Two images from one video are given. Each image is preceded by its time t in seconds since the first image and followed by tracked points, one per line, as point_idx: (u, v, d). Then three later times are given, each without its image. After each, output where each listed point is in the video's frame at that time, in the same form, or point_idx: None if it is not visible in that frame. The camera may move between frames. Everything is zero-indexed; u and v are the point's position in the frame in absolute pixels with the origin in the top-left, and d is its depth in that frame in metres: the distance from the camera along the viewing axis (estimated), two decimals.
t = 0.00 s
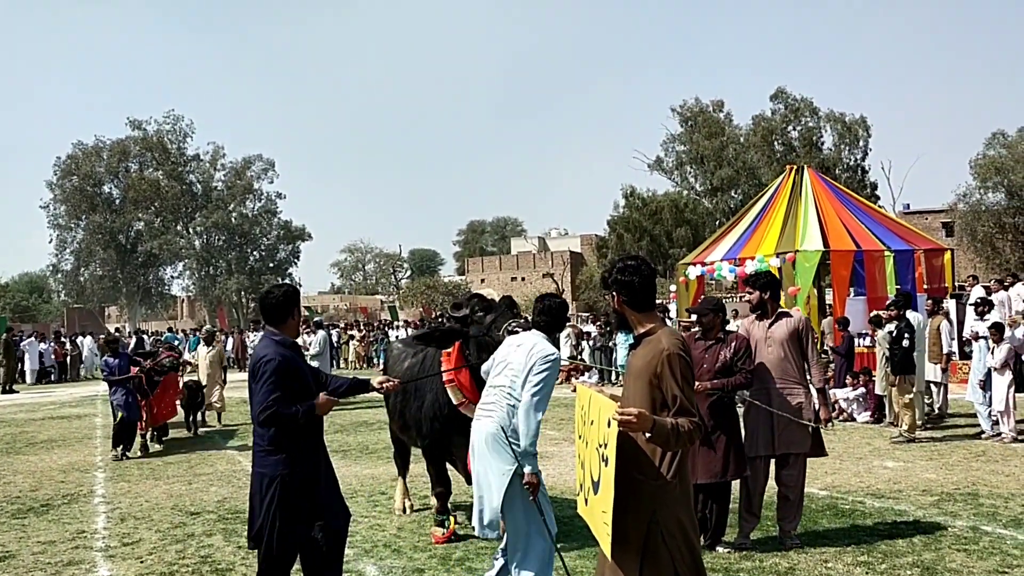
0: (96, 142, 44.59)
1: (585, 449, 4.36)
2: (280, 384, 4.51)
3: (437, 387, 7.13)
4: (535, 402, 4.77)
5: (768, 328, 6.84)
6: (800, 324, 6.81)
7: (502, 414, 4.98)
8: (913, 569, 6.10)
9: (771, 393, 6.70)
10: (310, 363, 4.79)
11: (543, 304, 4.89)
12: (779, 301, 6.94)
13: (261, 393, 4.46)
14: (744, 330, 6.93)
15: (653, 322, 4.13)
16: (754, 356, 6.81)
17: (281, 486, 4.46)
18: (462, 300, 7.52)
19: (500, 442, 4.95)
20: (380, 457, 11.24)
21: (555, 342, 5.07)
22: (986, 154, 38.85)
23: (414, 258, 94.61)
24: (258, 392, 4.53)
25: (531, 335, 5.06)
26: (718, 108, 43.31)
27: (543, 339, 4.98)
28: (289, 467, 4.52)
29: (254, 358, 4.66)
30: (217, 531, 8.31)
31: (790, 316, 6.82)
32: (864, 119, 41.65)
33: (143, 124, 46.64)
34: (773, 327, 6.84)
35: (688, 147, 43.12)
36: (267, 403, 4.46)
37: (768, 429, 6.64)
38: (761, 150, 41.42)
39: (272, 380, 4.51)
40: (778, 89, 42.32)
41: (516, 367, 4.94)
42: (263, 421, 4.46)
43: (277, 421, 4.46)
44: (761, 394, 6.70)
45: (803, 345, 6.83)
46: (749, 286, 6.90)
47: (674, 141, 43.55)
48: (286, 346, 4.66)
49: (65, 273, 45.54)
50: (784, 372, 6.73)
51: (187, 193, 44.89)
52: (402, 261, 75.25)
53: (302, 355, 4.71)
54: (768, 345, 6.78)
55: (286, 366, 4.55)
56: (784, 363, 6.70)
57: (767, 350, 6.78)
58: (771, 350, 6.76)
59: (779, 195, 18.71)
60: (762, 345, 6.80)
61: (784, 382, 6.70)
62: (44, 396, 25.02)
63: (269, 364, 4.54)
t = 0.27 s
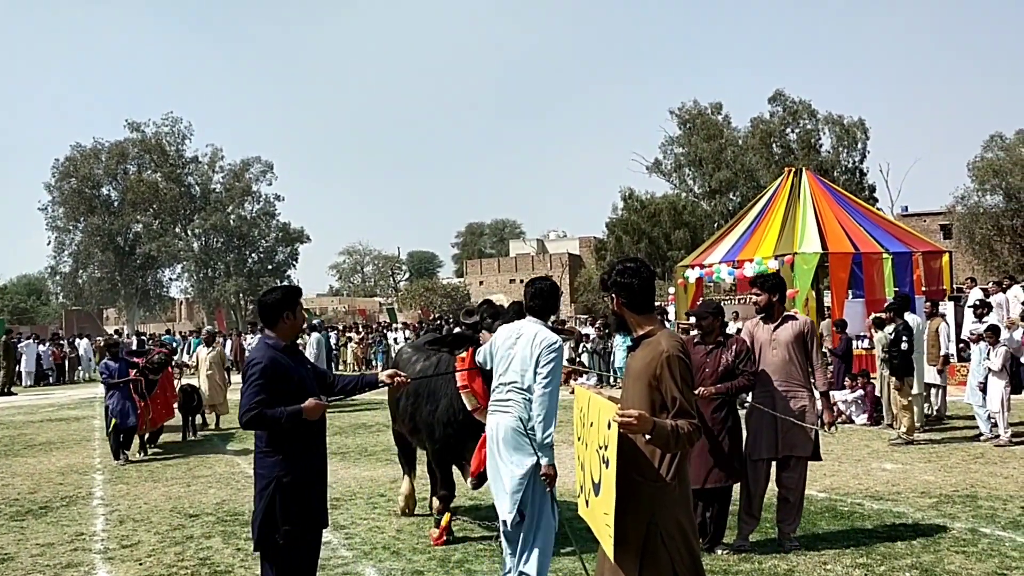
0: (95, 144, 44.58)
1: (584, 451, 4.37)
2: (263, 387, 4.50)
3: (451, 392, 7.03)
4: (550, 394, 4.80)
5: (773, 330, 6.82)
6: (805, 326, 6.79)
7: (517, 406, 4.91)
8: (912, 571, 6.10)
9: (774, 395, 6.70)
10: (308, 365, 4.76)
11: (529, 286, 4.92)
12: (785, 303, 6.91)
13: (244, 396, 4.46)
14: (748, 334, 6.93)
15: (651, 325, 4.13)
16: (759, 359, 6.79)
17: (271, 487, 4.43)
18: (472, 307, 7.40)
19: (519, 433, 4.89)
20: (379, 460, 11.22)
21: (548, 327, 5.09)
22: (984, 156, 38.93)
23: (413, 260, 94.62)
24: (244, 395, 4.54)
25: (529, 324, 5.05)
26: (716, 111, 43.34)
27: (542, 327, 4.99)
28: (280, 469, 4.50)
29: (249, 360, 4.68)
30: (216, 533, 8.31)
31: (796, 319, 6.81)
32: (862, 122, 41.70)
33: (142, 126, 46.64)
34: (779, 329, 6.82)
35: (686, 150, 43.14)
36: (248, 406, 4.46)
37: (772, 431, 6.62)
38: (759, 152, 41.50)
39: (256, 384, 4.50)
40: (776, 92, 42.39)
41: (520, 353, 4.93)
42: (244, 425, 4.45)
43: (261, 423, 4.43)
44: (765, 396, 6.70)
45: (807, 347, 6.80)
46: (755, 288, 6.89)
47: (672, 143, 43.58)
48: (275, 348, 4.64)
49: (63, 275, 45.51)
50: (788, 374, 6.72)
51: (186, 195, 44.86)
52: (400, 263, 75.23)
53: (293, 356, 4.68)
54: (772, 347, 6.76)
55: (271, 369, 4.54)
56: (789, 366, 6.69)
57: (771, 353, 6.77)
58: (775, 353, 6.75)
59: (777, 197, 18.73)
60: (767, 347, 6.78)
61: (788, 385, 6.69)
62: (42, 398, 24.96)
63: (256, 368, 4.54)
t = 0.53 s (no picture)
0: (95, 145, 44.56)
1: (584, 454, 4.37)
2: (263, 393, 4.48)
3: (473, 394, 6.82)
4: (552, 389, 4.77)
5: (782, 332, 6.84)
6: (814, 329, 6.80)
7: (526, 404, 4.92)
8: (913, 572, 6.11)
9: (784, 398, 6.68)
10: (316, 367, 4.70)
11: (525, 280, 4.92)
12: (795, 306, 6.96)
13: (242, 402, 4.47)
14: (757, 334, 6.96)
15: (653, 326, 4.14)
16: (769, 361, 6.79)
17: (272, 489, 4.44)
18: (495, 307, 7.27)
19: (529, 431, 4.89)
20: (379, 461, 11.23)
21: (546, 322, 5.08)
22: (983, 157, 38.97)
23: (412, 261, 94.66)
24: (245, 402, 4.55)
25: (527, 319, 5.05)
26: (716, 112, 43.34)
27: (540, 323, 4.98)
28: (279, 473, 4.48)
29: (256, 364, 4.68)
30: (217, 534, 8.31)
31: (807, 322, 6.83)
32: (862, 123, 41.74)
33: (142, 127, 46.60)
34: (788, 332, 6.84)
35: (686, 150, 43.16)
36: (245, 412, 4.46)
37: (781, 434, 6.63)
38: (759, 152, 41.56)
39: (256, 389, 4.49)
40: (776, 92, 42.42)
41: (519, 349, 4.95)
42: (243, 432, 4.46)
43: (258, 428, 4.42)
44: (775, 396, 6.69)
45: (816, 350, 6.80)
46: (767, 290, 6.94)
47: (672, 144, 43.59)
48: (278, 352, 4.60)
49: (63, 276, 45.49)
50: (798, 376, 6.72)
51: (186, 196, 44.83)
52: (400, 264, 75.24)
53: (297, 360, 4.63)
54: (782, 349, 6.77)
55: (270, 375, 4.52)
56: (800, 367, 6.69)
57: (782, 355, 6.77)
58: (785, 355, 6.75)
59: (777, 198, 18.73)
60: (776, 349, 6.79)
61: (798, 387, 6.69)
62: (41, 399, 24.95)
63: (257, 373, 4.54)
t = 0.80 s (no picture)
0: (91, 148, 44.52)
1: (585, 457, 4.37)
2: (269, 406, 4.37)
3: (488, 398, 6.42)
4: (563, 400, 4.80)
5: (789, 335, 6.80)
6: (820, 333, 6.79)
7: (536, 412, 4.92)
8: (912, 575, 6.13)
9: (794, 401, 6.65)
10: (325, 376, 4.56)
11: (536, 285, 4.91)
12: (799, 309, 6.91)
13: (249, 416, 4.36)
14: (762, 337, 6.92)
15: (652, 329, 4.15)
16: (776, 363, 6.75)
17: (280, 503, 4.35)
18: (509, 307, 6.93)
19: (538, 439, 4.92)
20: (378, 465, 11.22)
21: (555, 325, 5.07)
22: (979, 161, 39.11)
23: (409, 265, 94.69)
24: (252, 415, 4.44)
25: (536, 324, 5.05)
26: (713, 116, 43.44)
27: (549, 328, 4.97)
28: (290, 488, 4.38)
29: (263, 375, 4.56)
30: (214, 539, 8.30)
31: (813, 325, 6.79)
32: (858, 127, 41.89)
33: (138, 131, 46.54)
34: (795, 335, 6.80)
35: (683, 154, 43.25)
36: (252, 426, 4.35)
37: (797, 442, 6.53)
38: (756, 157, 41.87)
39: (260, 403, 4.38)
40: (772, 96, 42.56)
41: (529, 354, 4.95)
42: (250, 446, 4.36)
43: (264, 444, 4.30)
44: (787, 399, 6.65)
45: (822, 354, 6.79)
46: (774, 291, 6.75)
47: (669, 148, 43.68)
48: (282, 362, 4.46)
49: (59, 280, 45.42)
50: (806, 380, 6.70)
51: (183, 200, 44.77)
52: (397, 268, 75.25)
53: (304, 370, 4.47)
54: (790, 353, 6.73)
55: (276, 387, 4.40)
56: (807, 371, 6.67)
57: (789, 357, 6.74)
58: (793, 358, 6.71)
59: (774, 202, 18.75)
60: (784, 352, 6.75)
61: (809, 391, 6.67)
62: (38, 403, 24.89)
63: (262, 386, 4.42)
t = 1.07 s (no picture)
0: (80, 158, 44.33)
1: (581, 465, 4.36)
2: (274, 413, 4.20)
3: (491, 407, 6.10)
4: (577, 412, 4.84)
5: (794, 347, 6.67)
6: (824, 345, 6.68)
7: (543, 426, 4.91)
8: None
9: (802, 414, 6.51)
10: (329, 383, 4.43)
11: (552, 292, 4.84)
12: (801, 319, 6.80)
13: (253, 422, 4.17)
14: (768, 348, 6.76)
15: (650, 337, 4.16)
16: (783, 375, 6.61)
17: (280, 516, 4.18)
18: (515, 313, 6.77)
19: (546, 455, 4.91)
20: (370, 476, 11.20)
21: (569, 334, 5.03)
22: (967, 170, 39.38)
23: (399, 274, 94.65)
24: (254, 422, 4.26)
25: (549, 332, 5.01)
26: (703, 125, 43.60)
27: (561, 338, 4.94)
28: (294, 500, 4.22)
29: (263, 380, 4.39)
30: (206, 550, 8.25)
31: (816, 336, 6.67)
32: (847, 136, 42.16)
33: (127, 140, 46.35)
34: (800, 346, 6.67)
35: (673, 164, 43.39)
36: (257, 433, 4.17)
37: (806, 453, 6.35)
38: (745, 166, 41.91)
39: (264, 409, 4.20)
40: (762, 106, 42.78)
41: (541, 366, 4.92)
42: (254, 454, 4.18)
43: (271, 453, 4.13)
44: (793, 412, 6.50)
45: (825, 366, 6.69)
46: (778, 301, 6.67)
47: (659, 157, 43.81)
48: (285, 366, 4.31)
49: (47, 290, 45.18)
50: (811, 393, 6.57)
51: (172, 209, 44.59)
52: (387, 277, 75.18)
53: (307, 375, 4.33)
54: (797, 365, 6.60)
55: (283, 393, 4.23)
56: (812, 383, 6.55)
57: (795, 370, 6.60)
58: (799, 371, 6.58)
59: (764, 211, 18.85)
60: (790, 364, 6.61)
61: (813, 403, 6.56)
62: (26, 414, 24.72)
63: (265, 391, 4.24)
